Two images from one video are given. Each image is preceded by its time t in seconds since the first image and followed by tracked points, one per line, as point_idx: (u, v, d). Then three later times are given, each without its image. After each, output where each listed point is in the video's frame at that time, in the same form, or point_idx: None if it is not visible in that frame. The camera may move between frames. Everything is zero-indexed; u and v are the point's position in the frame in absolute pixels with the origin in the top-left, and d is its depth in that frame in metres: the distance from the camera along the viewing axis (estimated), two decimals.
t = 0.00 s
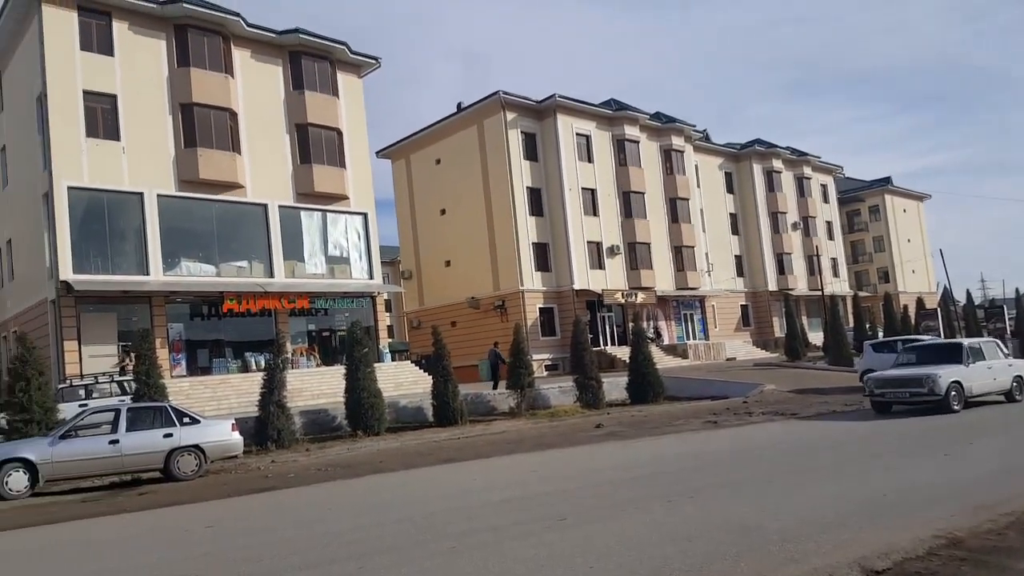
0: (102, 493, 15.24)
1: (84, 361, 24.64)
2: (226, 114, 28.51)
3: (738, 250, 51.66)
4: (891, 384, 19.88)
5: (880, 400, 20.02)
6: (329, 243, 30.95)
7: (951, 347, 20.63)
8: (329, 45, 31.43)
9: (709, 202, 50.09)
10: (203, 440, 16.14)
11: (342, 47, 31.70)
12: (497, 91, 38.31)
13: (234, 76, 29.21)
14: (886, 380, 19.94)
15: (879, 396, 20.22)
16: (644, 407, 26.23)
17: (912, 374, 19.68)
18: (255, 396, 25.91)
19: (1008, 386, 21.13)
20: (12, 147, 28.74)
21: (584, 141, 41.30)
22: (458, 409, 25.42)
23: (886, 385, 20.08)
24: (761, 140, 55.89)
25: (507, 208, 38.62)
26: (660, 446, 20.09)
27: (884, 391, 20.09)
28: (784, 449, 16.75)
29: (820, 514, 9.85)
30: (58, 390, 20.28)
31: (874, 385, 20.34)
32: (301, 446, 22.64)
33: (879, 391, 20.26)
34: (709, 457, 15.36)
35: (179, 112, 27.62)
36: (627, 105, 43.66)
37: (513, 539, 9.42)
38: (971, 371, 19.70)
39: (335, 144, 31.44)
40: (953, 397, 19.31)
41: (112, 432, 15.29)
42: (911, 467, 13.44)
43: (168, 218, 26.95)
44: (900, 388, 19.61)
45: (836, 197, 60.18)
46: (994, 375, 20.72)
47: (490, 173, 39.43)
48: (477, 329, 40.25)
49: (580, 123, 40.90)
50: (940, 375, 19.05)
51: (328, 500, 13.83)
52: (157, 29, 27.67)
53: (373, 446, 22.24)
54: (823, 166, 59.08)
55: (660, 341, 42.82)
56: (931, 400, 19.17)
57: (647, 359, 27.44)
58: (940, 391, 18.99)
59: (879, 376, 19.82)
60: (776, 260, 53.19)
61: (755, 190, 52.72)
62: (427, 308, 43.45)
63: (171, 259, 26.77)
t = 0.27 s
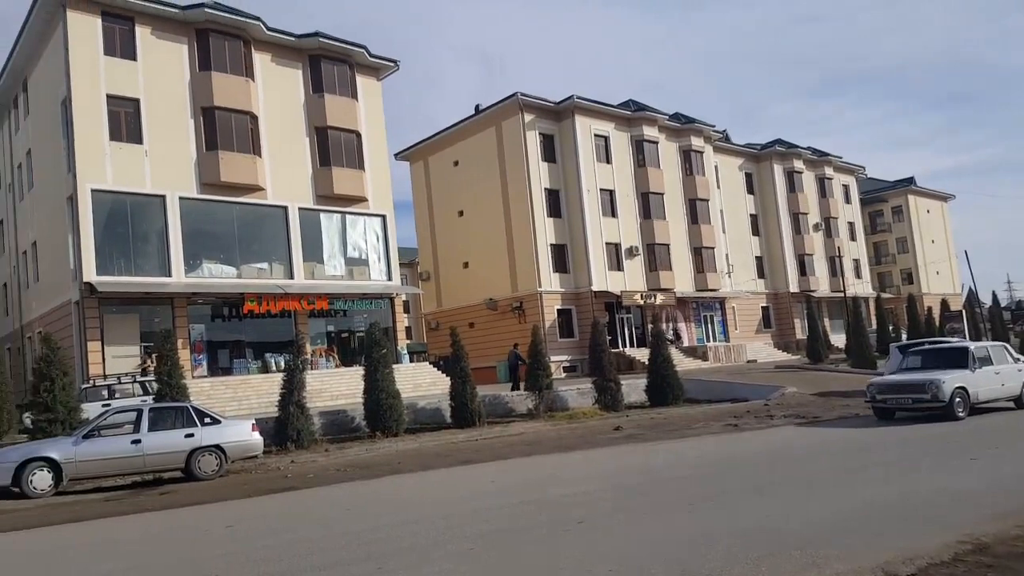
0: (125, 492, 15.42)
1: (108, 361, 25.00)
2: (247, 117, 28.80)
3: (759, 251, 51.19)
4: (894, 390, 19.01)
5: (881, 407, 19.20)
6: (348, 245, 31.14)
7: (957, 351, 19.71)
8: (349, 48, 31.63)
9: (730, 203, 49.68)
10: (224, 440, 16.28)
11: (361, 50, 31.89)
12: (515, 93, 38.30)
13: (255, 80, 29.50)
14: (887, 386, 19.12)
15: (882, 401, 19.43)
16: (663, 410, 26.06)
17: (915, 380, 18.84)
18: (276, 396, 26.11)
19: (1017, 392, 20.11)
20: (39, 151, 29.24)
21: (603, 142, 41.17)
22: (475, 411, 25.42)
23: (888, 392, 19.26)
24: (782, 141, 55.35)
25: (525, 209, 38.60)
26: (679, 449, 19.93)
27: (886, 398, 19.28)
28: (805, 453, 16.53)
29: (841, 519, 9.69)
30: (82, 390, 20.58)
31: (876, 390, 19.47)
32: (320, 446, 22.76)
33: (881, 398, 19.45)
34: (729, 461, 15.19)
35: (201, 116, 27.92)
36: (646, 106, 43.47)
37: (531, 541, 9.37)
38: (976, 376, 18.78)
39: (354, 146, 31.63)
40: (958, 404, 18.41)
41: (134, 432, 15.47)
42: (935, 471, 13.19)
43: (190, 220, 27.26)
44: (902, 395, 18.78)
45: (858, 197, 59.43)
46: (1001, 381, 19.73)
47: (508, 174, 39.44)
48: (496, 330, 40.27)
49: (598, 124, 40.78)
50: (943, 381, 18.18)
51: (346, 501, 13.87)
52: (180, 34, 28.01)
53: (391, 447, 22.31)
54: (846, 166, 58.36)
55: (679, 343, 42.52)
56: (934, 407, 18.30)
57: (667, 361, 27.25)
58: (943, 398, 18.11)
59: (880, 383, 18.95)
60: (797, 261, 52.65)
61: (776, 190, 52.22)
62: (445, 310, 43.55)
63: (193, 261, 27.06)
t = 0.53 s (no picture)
0: (145, 493, 15.57)
1: (129, 362, 25.30)
2: (266, 120, 29.04)
3: (778, 252, 50.73)
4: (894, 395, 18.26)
5: (880, 413, 18.45)
6: (365, 247, 31.28)
7: (960, 355, 18.86)
8: (367, 51, 31.79)
9: (749, 204, 49.30)
10: (243, 441, 16.39)
11: (379, 53, 32.04)
12: (533, 94, 38.28)
13: (275, 83, 29.74)
14: (886, 391, 18.35)
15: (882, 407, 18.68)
16: (681, 413, 25.87)
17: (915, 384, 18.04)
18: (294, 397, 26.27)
19: None
20: (62, 155, 29.69)
21: (620, 143, 41.01)
22: (492, 413, 25.38)
23: (888, 397, 18.49)
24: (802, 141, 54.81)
25: (542, 210, 38.54)
26: (698, 452, 19.75)
27: (885, 404, 18.51)
28: (825, 456, 16.30)
29: (863, 524, 9.52)
30: (104, 391, 20.83)
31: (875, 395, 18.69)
32: (338, 447, 22.84)
33: (880, 403, 18.70)
34: (747, 464, 15.01)
35: (221, 119, 28.19)
36: (664, 106, 43.25)
37: (547, 544, 9.30)
38: (979, 382, 17.95)
39: (372, 149, 31.78)
40: (959, 410, 17.62)
41: (154, 433, 15.62)
42: (959, 476, 12.94)
43: (210, 222, 27.52)
44: (901, 400, 18.02)
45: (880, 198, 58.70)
46: (1007, 387, 18.83)
47: (525, 176, 39.41)
48: (512, 332, 40.25)
49: (616, 125, 40.63)
50: (943, 387, 17.41)
51: (363, 502, 13.89)
52: (200, 38, 28.29)
53: (408, 449, 22.34)
54: (867, 166, 57.67)
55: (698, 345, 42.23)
56: (934, 414, 17.52)
57: (685, 363, 27.06)
58: (943, 404, 17.33)
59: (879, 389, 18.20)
60: (818, 263, 52.11)
61: (796, 191, 51.72)
62: (462, 311, 43.62)
63: (213, 263, 27.31)
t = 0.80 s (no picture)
0: (164, 493, 15.71)
1: (148, 363, 25.56)
2: (284, 124, 29.27)
3: (797, 254, 50.29)
4: (891, 401, 17.61)
5: (876, 419, 17.88)
6: (382, 249, 31.41)
7: (960, 360, 18.22)
8: (383, 55, 31.96)
9: (767, 205, 48.91)
10: (261, 442, 16.49)
11: (396, 57, 32.20)
12: (549, 96, 38.26)
13: (292, 87, 29.96)
14: (883, 397, 17.72)
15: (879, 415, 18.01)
16: (698, 415, 25.70)
17: (912, 390, 17.40)
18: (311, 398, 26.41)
19: None
20: (83, 159, 30.09)
21: (636, 145, 40.88)
22: (508, 415, 25.35)
23: (884, 404, 17.92)
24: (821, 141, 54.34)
25: (558, 212, 38.47)
26: (715, 455, 19.59)
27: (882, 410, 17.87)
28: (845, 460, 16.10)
29: (885, 528, 9.38)
30: (124, 392, 21.06)
31: (872, 401, 18.07)
32: (354, 448, 22.92)
33: (876, 410, 18.05)
34: (765, 468, 14.86)
35: (239, 123, 28.45)
36: (681, 107, 43.04)
37: (564, 547, 9.25)
38: (978, 388, 17.33)
39: (388, 152, 31.93)
40: (957, 418, 17.02)
41: (173, 433, 15.76)
42: (983, 480, 12.71)
43: (228, 225, 27.77)
44: (898, 407, 17.45)
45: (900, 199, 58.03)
46: (1008, 393, 18.15)
47: (541, 178, 39.39)
48: (528, 334, 40.21)
49: (632, 126, 40.51)
50: (941, 393, 16.83)
51: (379, 504, 13.92)
52: (219, 43, 28.56)
53: (424, 451, 22.37)
54: (887, 167, 57.04)
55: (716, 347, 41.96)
56: (931, 421, 16.94)
57: (702, 366, 26.90)
58: (941, 412, 16.75)
59: (875, 394, 17.60)
60: (837, 264, 51.62)
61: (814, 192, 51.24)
62: (477, 313, 43.67)
63: (231, 266, 27.56)
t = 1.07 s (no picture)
0: (181, 495, 15.82)
1: (165, 365, 25.78)
2: (300, 128, 29.45)
3: (814, 256, 49.86)
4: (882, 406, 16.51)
5: (867, 426, 16.76)
6: (396, 252, 31.50)
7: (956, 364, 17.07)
8: (398, 59, 32.08)
9: (783, 207, 48.55)
10: (276, 444, 16.57)
11: (411, 60, 32.31)
12: (563, 98, 38.24)
13: (308, 91, 30.15)
14: (873, 402, 16.61)
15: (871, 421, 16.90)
16: (713, 419, 25.51)
17: (904, 395, 16.29)
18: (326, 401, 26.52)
19: None
20: (102, 162, 30.46)
21: (651, 147, 40.74)
22: (522, 418, 25.30)
23: (874, 410, 16.87)
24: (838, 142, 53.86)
25: (572, 214, 38.40)
26: (731, 459, 19.43)
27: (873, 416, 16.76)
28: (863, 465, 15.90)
29: (903, 533, 9.22)
30: (141, 394, 21.24)
31: (863, 407, 16.94)
32: (369, 451, 22.98)
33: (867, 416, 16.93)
34: (782, 471, 14.69)
35: (256, 127, 28.68)
36: (697, 109, 42.84)
37: (578, 551, 9.20)
38: (975, 393, 16.18)
39: (403, 155, 32.05)
40: (950, 424, 15.91)
41: (190, 435, 15.86)
42: (1004, 485, 12.49)
43: (244, 229, 27.98)
44: (888, 413, 16.37)
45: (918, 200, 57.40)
46: (1008, 399, 16.96)
47: (555, 180, 39.35)
48: (542, 336, 40.16)
49: (647, 128, 40.37)
50: (934, 399, 15.74)
51: (392, 506, 13.91)
52: (235, 48, 28.80)
53: (437, 453, 22.35)
54: (905, 168, 56.44)
55: (731, 350, 41.68)
56: (923, 428, 15.84)
57: (718, 369, 26.70)
58: (933, 418, 15.65)
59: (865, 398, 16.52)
60: (854, 266, 51.13)
61: (831, 193, 50.80)
62: (491, 316, 43.68)
63: (248, 268, 27.77)
